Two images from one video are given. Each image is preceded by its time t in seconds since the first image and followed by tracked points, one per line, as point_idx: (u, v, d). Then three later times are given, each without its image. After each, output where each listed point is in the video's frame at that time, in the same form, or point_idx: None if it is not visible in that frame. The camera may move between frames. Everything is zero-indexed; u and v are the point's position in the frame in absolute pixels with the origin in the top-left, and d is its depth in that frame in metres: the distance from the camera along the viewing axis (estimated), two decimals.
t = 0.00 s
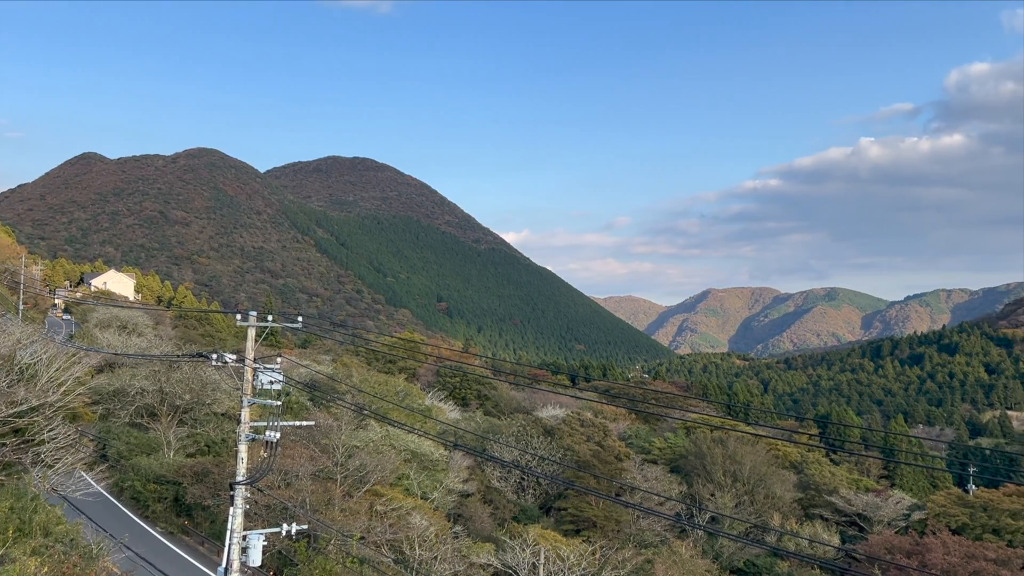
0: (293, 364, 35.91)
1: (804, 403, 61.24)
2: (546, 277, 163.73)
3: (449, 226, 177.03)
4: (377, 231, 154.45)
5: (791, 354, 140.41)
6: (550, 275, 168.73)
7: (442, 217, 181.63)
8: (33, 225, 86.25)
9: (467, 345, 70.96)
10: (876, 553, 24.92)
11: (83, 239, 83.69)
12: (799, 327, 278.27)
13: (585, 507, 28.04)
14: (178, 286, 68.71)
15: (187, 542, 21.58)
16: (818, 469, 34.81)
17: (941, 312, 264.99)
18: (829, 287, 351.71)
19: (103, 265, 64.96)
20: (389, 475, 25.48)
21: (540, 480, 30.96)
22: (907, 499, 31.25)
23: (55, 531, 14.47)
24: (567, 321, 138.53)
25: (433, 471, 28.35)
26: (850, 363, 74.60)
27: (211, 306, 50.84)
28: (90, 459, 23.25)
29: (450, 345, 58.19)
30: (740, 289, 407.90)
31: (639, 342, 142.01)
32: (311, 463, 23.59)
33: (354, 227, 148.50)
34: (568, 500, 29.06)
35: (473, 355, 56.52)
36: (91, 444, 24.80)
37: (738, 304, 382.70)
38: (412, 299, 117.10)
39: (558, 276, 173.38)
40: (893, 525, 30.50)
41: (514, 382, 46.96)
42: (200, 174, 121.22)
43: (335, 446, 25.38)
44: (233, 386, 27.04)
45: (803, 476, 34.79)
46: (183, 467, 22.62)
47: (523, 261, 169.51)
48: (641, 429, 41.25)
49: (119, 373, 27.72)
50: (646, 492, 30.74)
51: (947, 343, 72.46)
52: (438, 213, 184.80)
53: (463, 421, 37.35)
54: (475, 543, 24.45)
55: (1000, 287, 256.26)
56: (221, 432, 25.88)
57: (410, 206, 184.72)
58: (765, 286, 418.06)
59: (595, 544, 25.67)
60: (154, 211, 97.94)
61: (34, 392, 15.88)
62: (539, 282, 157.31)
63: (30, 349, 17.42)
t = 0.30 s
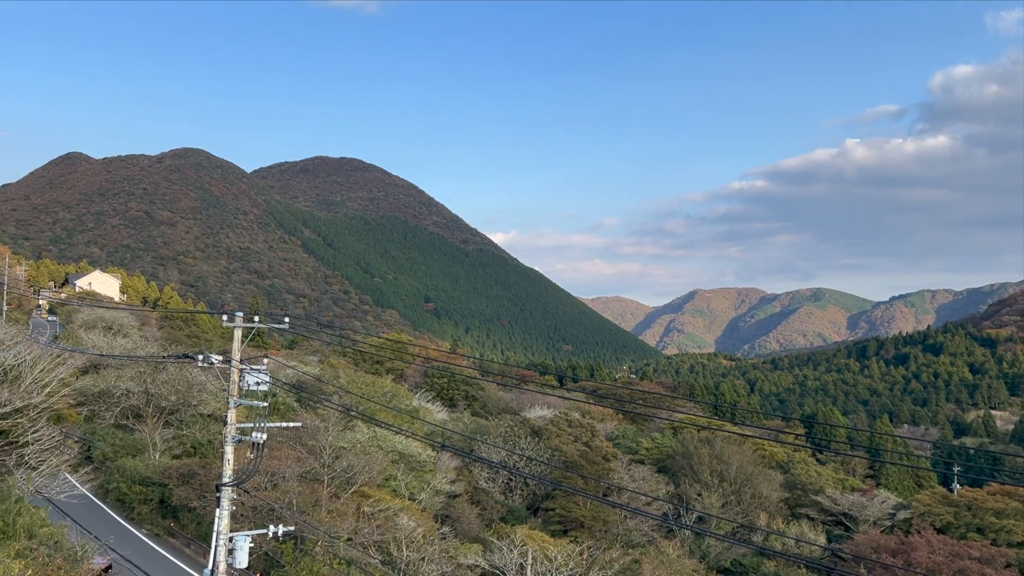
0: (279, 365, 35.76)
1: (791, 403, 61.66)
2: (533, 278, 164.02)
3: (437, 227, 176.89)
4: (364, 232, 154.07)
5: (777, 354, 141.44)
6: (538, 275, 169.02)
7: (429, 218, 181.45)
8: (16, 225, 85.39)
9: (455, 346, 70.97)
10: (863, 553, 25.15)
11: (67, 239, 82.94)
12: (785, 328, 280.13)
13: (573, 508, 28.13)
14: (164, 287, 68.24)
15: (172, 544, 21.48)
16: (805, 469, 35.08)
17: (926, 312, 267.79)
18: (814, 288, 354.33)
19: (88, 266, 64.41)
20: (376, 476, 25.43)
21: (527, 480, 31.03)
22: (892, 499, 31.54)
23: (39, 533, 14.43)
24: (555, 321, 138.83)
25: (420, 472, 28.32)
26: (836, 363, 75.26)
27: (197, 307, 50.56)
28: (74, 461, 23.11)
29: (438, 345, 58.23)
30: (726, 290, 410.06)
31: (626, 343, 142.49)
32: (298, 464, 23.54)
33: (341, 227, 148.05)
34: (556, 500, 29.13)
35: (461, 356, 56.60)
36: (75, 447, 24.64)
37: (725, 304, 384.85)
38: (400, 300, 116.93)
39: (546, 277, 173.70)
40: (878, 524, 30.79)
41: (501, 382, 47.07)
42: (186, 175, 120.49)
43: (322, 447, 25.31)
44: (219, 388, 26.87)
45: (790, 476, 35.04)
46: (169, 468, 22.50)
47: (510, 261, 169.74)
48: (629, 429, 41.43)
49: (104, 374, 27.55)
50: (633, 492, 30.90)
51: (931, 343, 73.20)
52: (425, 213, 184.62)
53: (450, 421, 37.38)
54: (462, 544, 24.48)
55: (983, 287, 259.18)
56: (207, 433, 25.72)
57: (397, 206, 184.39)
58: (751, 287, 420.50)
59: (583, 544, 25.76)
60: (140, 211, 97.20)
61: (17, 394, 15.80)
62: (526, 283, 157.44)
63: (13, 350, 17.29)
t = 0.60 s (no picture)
0: (267, 366, 35.65)
1: (777, 403, 62.10)
2: (521, 278, 164.19)
3: (425, 227, 176.71)
4: (351, 232, 153.62)
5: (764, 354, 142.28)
6: (525, 275, 169.21)
7: (417, 218, 181.23)
8: None
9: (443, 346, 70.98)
10: (849, 551, 25.39)
11: (52, 239, 82.20)
12: (772, 328, 281.86)
13: (561, 508, 28.24)
14: (150, 288, 67.82)
15: (159, 545, 21.41)
16: (791, 468, 35.36)
17: (910, 312, 270.34)
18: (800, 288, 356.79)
19: (72, 266, 63.88)
20: (364, 477, 25.41)
21: (516, 481, 31.12)
22: (878, 498, 31.83)
23: (24, 535, 14.34)
24: (543, 322, 139.07)
25: (408, 472, 28.32)
26: (822, 362, 75.90)
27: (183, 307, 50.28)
28: (59, 463, 22.98)
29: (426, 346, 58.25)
30: (713, 290, 412.06)
31: (614, 343, 142.92)
32: (285, 466, 23.52)
33: (328, 228, 147.55)
34: (543, 501, 29.21)
35: (449, 356, 56.63)
36: (60, 448, 24.49)
37: (712, 304, 386.88)
38: (387, 301, 116.74)
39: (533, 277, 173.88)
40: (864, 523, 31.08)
41: (490, 383, 47.15)
42: (172, 174, 119.73)
43: (309, 448, 25.27)
44: (206, 388, 26.74)
45: (776, 475, 35.31)
46: (155, 470, 22.42)
47: (498, 261, 169.84)
48: (616, 429, 41.61)
49: (90, 375, 27.39)
50: (621, 492, 31.05)
51: (917, 343, 73.91)
52: (413, 214, 184.44)
53: (438, 422, 37.41)
54: (450, 545, 24.51)
55: (967, 288, 261.99)
56: (194, 434, 25.60)
57: (385, 206, 183.98)
58: (738, 287, 422.80)
59: (571, 544, 25.84)
60: (126, 211, 96.46)
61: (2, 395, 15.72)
62: (514, 283, 157.51)
63: None
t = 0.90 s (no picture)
0: (255, 366, 35.54)
1: (766, 403, 62.46)
2: (511, 278, 164.23)
3: (414, 227, 176.41)
4: (340, 232, 153.16)
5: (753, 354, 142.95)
6: (515, 275, 169.26)
7: (406, 218, 180.95)
8: None
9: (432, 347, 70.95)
10: (837, 550, 25.60)
11: (38, 239, 81.53)
12: (760, 328, 283.22)
13: (550, 508, 28.31)
14: (138, 288, 67.43)
15: (147, 547, 21.32)
16: (780, 468, 35.59)
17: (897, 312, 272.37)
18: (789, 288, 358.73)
19: (59, 266, 63.39)
20: (354, 478, 25.39)
21: (505, 481, 31.17)
22: (866, 497, 32.09)
23: (10, 537, 14.28)
24: (533, 322, 139.18)
25: (397, 473, 28.31)
26: (810, 362, 76.42)
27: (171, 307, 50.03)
28: (46, 464, 22.86)
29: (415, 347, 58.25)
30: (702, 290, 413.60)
31: (603, 343, 143.30)
32: (274, 466, 23.49)
33: (317, 228, 147.05)
34: (533, 501, 29.27)
35: (439, 356, 56.67)
36: (47, 449, 24.35)
37: (700, 304, 388.24)
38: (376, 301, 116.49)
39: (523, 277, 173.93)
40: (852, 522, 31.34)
41: (479, 383, 47.20)
42: (160, 174, 119.02)
43: (298, 449, 25.22)
44: (194, 389, 26.63)
45: (765, 475, 35.52)
46: (143, 471, 22.33)
47: (487, 261, 169.82)
48: (605, 429, 41.72)
49: (77, 375, 27.23)
50: (610, 492, 31.16)
51: (904, 343, 74.54)
52: (402, 214, 184.17)
53: (428, 422, 37.42)
54: (439, 545, 24.52)
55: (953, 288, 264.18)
56: (182, 435, 25.50)
57: (374, 206, 183.53)
58: (726, 287, 424.61)
59: (560, 544, 25.89)
60: (113, 210, 95.80)
61: None
62: (504, 283, 157.60)
63: None
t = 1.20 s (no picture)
0: (242, 366, 35.45)
1: (753, 402, 62.84)
2: (499, 278, 164.18)
3: (403, 227, 176.04)
4: (328, 232, 152.63)
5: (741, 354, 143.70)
6: (504, 275, 169.23)
7: (395, 218, 180.55)
8: None
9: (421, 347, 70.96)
10: (824, 549, 25.87)
11: (23, 238, 80.75)
12: (748, 328, 284.52)
13: (539, 507, 28.42)
14: (124, 288, 66.94)
15: (133, 548, 21.21)
16: (767, 467, 35.87)
17: (883, 312, 274.54)
18: (776, 288, 360.72)
19: (44, 266, 62.77)
20: (342, 478, 25.36)
21: (493, 481, 31.25)
22: (852, 496, 32.40)
23: None
24: (521, 322, 139.26)
25: (385, 473, 28.29)
26: (797, 362, 76.95)
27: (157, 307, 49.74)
28: (31, 465, 22.74)
29: (404, 347, 58.32)
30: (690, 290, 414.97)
31: (591, 343, 143.60)
32: (261, 467, 23.44)
33: (305, 227, 146.44)
34: (522, 500, 29.36)
35: (428, 357, 56.73)
36: (32, 450, 24.18)
37: (688, 304, 389.50)
38: (365, 301, 116.15)
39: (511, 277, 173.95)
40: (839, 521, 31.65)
41: (468, 383, 47.23)
42: (146, 173, 118.22)
43: (286, 449, 25.18)
44: (181, 389, 26.52)
45: (752, 474, 35.77)
46: (129, 472, 22.23)
47: (476, 261, 169.68)
48: (594, 428, 41.90)
49: (62, 376, 27.05)
50: (599, 492, 31.30)
51: (891, 343, 75.18)
52: (391, 214, 183.72)
53: (416, 422, 37.41)
54: (428, 545, 24.56)
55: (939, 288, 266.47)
56: (168, 435, 25.36)
57: (362, 206, 182.97)
58: (714, 287, 426.37)
59: (548, 544, 25.97)
60: (100, 210, 95.04)
61: None
62: (492, 283, 157.56)
63: None
